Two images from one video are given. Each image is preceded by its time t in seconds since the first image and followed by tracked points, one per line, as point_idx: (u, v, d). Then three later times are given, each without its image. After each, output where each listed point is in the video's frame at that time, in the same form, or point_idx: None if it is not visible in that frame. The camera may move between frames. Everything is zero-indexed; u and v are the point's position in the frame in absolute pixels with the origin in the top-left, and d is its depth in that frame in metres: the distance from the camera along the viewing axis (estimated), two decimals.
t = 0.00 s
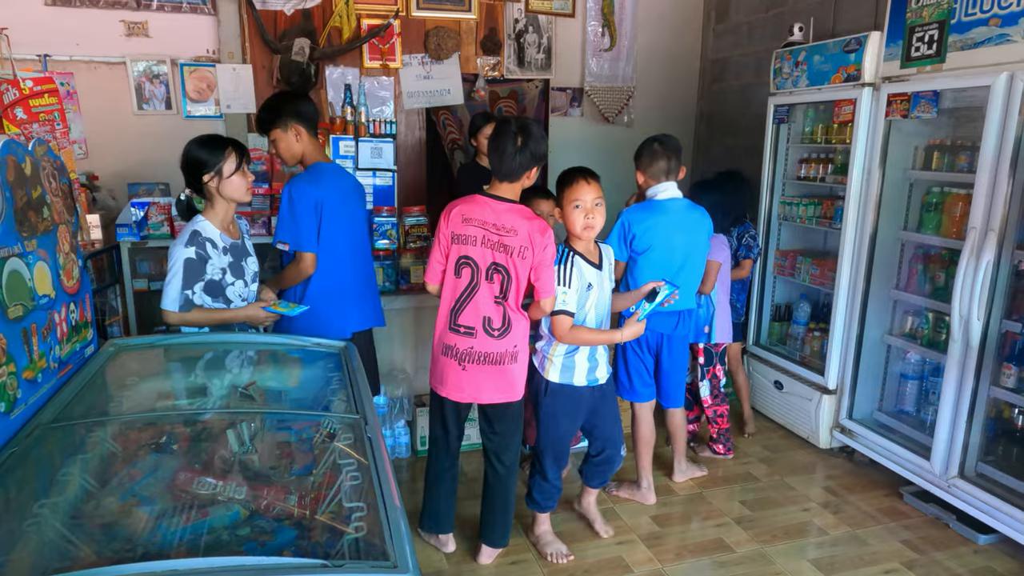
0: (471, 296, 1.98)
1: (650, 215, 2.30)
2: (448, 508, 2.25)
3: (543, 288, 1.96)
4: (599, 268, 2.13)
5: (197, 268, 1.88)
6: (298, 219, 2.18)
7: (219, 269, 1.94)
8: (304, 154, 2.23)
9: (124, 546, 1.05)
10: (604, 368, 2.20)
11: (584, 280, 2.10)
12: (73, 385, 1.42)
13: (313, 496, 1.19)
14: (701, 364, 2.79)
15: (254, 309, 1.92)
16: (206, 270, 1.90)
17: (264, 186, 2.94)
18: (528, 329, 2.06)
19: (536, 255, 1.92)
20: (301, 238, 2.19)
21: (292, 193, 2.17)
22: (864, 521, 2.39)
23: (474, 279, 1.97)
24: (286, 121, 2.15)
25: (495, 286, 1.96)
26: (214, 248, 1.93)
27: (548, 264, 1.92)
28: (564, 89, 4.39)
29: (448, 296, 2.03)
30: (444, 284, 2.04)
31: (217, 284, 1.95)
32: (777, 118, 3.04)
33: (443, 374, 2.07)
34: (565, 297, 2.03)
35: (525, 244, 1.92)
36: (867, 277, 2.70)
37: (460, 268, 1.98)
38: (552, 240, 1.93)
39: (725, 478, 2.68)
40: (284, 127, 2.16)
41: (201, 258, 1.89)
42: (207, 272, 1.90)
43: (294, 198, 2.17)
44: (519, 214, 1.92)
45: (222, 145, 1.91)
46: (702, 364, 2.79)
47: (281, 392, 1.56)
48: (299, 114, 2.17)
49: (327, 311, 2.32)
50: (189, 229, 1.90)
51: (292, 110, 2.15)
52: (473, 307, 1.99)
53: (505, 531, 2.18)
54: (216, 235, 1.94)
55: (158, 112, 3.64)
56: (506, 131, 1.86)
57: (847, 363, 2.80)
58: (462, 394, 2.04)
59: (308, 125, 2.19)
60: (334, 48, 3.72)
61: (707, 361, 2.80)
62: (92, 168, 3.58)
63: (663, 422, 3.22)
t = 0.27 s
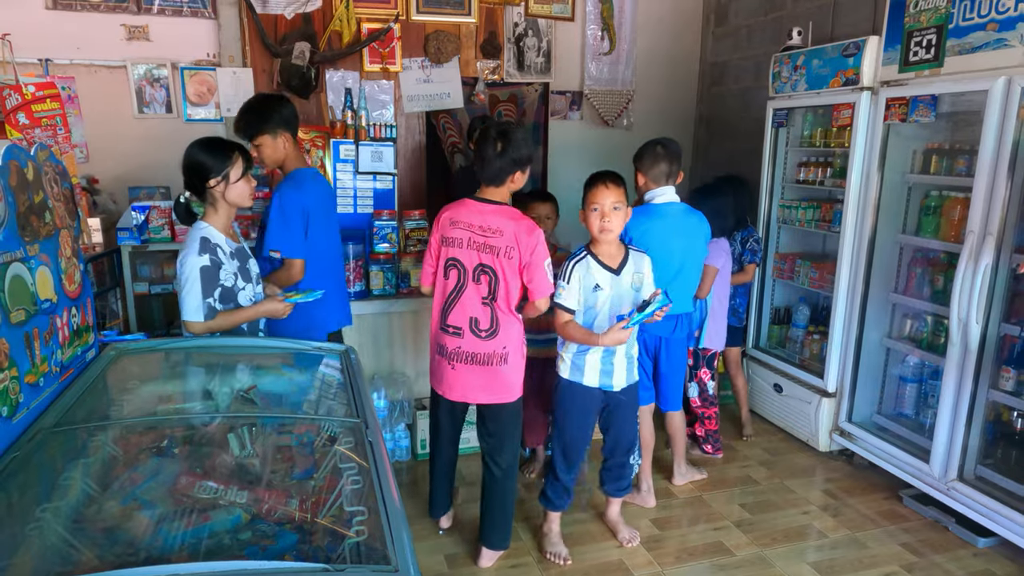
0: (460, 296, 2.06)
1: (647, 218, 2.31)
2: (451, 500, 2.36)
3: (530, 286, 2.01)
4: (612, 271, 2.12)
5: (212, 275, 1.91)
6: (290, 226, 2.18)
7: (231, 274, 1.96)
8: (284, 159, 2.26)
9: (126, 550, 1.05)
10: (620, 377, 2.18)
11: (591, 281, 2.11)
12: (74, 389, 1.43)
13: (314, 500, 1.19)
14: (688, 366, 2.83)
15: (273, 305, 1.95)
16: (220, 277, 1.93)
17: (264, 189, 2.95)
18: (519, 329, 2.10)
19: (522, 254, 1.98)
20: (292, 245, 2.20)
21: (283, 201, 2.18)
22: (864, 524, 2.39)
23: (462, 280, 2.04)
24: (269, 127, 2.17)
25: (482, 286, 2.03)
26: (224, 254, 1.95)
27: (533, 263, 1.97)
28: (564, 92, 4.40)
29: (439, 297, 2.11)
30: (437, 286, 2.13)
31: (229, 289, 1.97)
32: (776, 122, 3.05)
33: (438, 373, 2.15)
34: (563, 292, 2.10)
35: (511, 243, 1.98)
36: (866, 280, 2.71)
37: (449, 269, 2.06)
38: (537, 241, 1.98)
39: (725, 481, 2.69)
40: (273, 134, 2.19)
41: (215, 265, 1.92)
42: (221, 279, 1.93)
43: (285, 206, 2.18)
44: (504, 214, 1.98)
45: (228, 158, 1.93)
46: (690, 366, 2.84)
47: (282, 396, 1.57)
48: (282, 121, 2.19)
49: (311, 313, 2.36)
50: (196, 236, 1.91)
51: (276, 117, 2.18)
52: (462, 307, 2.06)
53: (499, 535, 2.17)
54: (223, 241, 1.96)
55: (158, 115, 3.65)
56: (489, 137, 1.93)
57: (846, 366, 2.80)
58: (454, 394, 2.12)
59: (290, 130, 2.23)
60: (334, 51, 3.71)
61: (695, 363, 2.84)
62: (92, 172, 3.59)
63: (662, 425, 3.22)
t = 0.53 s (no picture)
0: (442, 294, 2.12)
1: (645, 219, 2.32)
2: (453, 502, 2.36)
3: (506, 281, 2.03)
4: (605, 269, 2.16)
5: (227, 276, 1.92)
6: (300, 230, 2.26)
7: (244, 275, 1.98)
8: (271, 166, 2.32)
9: (127, 553, 1.05)
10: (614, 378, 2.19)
11: (583, 275, 2.20)
12: (74, 391, 1.43)
13: (314, 502, 1.19)
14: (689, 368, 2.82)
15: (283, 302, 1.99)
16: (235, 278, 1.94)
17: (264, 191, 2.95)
18: (504, 326, 2.12)
19: (495, 250, 2.01)
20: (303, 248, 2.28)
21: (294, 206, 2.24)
22: (864, 525, 2.39)
23: (443, 278, 2.11)
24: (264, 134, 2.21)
25: (461, 283, 2.08)
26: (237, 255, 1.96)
27: (505, 258, 1.99)
28: (563, 94, 4.40)
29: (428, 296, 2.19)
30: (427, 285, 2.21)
31: (242, 291, 1.98)
32: (775, 123, 3.06)
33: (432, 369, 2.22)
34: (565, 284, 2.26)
35: (484, 240, 2.01)
36: (865, 281, 2.72)
37: (433, 268, 2.13)
38: (509, 236, 2.00)
39: (725, 482, 2.68)
40: (272, 141, 2.24)
41: (230, 266, 1.93)
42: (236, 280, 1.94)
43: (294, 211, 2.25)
44: (477, 213, 2.03)
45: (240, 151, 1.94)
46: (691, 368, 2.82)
47: (283, 398, 1.56)
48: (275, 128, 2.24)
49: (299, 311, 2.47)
50: (209, 238, 1.91)
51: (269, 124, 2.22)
52: (444, 305, 2.13)
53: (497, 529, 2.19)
54: (233, 242, 1.97)
55: (158, 117, 3.65)
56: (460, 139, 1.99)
57: (846, 368, 2.81)
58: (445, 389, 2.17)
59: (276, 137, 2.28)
60: (334, 53, 3.71)
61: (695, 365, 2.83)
62: (92, 173, 3.59)
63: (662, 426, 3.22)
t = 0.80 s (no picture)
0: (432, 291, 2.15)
1: (644, 220, 2.31)
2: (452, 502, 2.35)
3: (488, 277, 2.02)
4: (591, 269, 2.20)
5: (248, 275, 1.93)
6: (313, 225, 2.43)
7: (259, 274, 1.99)
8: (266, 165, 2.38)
9: (127, 556, 1.05)
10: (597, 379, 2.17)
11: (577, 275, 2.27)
12: (74, 394, 1.42)
13: (313, 505, 1.18)
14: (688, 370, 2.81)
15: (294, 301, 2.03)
16: (253, 277, 1.95)
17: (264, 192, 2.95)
18: (487, 322, 2.12)
19: (476, 247, 2.01)
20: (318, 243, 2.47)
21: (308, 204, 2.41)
22: (864, 526, 2.39)
23: (432, 275, 2.13)
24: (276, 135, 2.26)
25: (447, 280, 2.10)
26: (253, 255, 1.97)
27: (485, 255, 1.98)
28: (563, 95, 4.40)
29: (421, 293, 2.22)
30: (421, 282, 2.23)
31: (257, 289, 1.99)
32: (775, 124, 3.06)
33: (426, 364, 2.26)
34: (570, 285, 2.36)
35: (467, 237, 2.02)
36: (865, 283, 2.72)
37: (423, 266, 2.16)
38: (490, 231, 1.99)
39: (725, 484, 2.68)
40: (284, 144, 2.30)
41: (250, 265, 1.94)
42: (254, 279, 1.95)
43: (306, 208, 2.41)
44: (460, 210, 2.03)
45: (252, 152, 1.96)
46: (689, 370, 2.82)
47: (282, 400, 1.56)
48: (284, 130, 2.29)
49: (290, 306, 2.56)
50: (227, 239, 1.91)
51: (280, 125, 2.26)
52: (432, 301, 2.16)
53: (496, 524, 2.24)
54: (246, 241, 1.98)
55: (157, 119, 3.65)
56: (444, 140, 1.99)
57: (846, 369, 2.81)
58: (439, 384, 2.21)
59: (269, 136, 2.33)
60: (333, 54, 3.73)
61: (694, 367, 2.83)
62: (91, 175, 3.58)
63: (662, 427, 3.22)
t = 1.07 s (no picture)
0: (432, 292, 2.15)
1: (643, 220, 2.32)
2: (450, 503, 2.35)
3: (493, 278, 2.03)
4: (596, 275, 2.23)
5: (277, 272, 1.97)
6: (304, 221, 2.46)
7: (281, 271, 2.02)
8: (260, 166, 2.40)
9: (124, 558, 1.05)
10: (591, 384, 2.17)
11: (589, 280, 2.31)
12: (72, 394, 1.42)
13: (311, 506, 1.18)
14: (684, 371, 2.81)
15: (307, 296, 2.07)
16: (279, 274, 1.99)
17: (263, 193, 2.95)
18: (488, 324, 2.12)
19: (480, 248, 2.01)
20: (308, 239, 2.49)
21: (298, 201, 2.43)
22: (863, 527, 2.39)
23: (433, 276, 2.13)
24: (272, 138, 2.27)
25: (448, 282, 2.09)
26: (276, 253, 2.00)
27: (489, 255, 1.98)
28: (562, 95, 4.40)
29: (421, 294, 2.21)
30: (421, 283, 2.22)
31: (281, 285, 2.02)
32: (774, 125, 3.06)
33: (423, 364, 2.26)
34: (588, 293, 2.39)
35: (471, 239, 2.02)
36: (864, 283, 2.72)
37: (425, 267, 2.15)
38: (494, 232, 2.00)
39: (724, 485, 2.68)
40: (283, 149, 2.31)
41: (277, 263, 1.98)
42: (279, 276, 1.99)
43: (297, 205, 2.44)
44: (464, 212, 2.03)
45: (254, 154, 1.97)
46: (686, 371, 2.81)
47: (281, 401, 1.55)
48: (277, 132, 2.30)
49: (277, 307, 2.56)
50: (254, 239, 1.93)
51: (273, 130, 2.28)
52: (432, 302, 2.15)
53: (498, 522, 2.25)
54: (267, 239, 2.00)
55: (156, 119, 3.64)
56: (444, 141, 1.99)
57: (845, 369, 2.81)
58: (434, 383, 2.21)
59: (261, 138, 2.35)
60: (332, 55, 3.73)
61: (690, 368, 2.82)
62: (90, 176, 3.58)
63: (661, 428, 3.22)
